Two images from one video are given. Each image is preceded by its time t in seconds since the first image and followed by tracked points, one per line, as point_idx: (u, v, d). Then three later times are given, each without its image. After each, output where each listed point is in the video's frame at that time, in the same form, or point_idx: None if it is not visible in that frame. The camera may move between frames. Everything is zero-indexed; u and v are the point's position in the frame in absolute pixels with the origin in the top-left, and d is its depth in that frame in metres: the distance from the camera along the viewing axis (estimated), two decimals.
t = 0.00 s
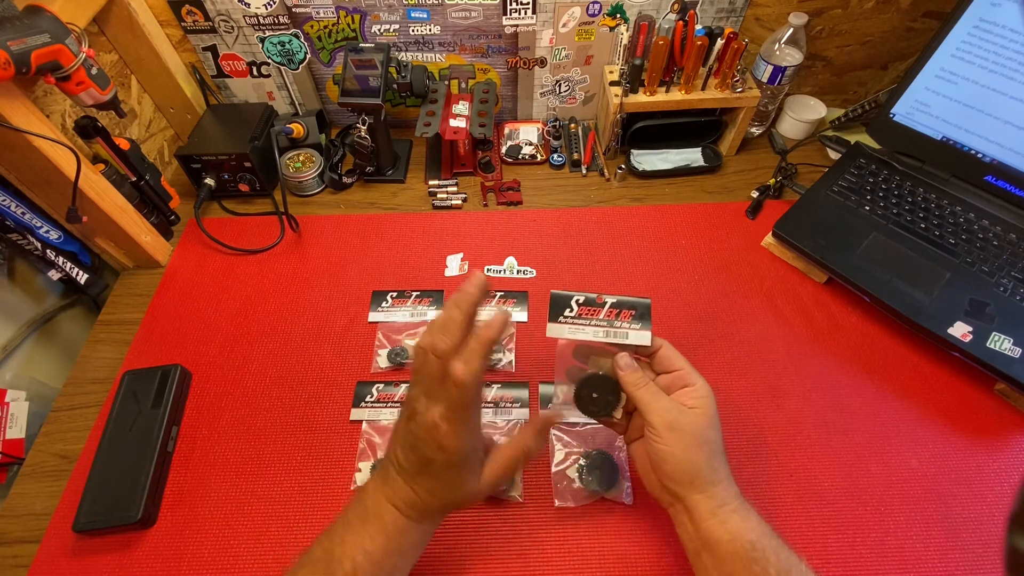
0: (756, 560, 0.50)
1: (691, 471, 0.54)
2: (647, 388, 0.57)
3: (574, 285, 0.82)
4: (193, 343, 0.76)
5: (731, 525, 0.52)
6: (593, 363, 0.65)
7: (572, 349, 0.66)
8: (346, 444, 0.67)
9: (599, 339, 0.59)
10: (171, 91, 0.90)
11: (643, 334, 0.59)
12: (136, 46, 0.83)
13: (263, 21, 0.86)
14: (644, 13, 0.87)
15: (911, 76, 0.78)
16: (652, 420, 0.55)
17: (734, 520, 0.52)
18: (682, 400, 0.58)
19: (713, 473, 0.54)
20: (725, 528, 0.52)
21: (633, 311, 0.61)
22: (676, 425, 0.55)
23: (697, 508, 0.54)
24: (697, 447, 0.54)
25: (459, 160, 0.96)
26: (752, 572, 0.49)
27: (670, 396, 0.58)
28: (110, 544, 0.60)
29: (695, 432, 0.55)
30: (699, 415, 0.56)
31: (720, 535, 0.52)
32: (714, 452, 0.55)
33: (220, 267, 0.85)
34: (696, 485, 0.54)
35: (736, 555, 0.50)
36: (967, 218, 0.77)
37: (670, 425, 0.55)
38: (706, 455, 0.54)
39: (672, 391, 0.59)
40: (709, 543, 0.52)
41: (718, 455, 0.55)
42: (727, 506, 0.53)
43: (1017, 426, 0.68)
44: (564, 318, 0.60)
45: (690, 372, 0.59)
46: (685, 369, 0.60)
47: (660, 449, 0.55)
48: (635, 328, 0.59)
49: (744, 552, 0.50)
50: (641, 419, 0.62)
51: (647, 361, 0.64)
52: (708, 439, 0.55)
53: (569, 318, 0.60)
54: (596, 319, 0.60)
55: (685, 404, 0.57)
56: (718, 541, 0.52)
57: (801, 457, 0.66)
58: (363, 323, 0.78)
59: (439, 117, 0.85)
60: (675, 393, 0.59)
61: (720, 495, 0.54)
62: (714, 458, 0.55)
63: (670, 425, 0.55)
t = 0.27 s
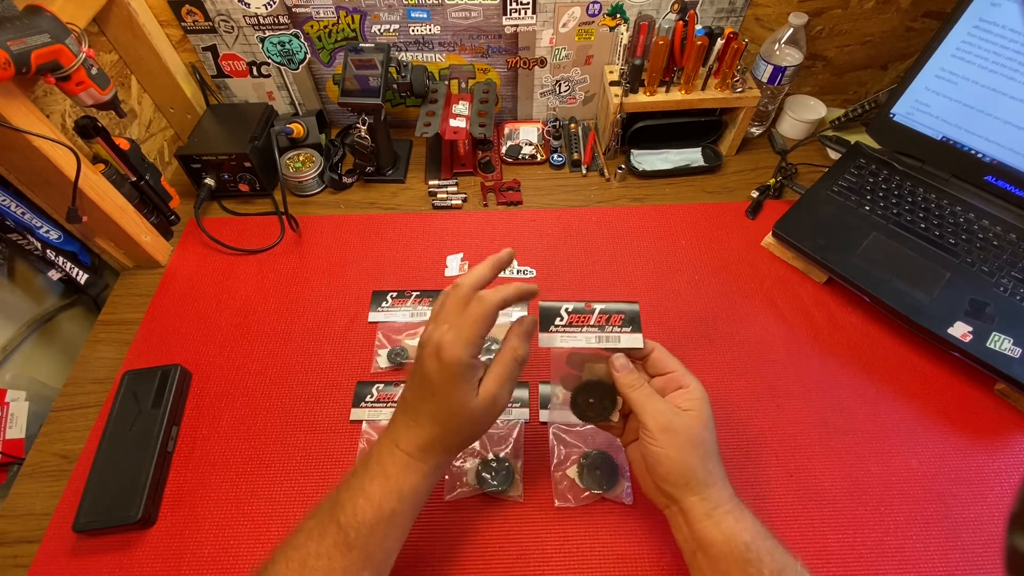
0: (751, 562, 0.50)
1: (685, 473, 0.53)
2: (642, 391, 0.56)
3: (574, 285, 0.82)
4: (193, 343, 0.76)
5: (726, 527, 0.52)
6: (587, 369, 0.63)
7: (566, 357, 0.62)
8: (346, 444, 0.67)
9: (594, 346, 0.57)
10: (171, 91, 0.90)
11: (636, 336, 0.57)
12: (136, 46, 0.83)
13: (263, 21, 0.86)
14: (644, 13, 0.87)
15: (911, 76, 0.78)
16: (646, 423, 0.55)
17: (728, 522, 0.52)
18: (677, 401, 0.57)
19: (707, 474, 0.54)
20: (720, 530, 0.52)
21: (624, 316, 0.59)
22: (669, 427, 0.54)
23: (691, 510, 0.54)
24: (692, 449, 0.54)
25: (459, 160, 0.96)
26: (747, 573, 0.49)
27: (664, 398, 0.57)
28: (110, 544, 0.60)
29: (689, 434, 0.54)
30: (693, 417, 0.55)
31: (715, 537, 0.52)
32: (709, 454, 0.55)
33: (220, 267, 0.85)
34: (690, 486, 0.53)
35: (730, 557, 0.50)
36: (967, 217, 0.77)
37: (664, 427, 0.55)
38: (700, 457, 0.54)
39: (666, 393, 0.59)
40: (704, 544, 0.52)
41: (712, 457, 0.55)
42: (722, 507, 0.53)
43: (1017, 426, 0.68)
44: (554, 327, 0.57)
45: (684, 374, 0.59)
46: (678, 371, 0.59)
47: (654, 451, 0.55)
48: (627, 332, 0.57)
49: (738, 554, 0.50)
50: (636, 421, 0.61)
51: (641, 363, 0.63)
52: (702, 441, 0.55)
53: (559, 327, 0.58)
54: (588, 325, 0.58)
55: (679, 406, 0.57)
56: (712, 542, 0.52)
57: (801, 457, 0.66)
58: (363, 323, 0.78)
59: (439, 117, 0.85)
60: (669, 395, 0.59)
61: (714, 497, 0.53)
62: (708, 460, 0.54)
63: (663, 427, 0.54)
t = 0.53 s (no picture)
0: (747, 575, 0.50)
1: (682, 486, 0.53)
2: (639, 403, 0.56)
3: (574, 285, 0.82)
4: (193, 343, 0.76)
5: (722, 540, 0.52)
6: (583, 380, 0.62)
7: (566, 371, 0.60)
8: (346, 444, 0.67)
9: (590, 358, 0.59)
10: (171, 91, 0.90)
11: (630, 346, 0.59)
12: (136, 46, 0.83)
13: (263, 21, 0.86)
14: (644, 13, 0.87)
15: (911, 76, 0.78)
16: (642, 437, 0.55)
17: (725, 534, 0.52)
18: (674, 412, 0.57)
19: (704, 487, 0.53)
20: (717, 543, 0.52)
21: (618, 331, 0.61)
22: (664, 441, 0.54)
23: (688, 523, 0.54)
24: (687, 462, 0.53)
25: (458, 160, 0.96)
26: None
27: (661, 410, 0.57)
28: (109, 544, 0.60)
29: (685, 448, 0.54)
30: (690, 430, 0.55)
31: (711, 550, 0.51)
32: (706, 467, 0.54)
33: (220, 267, 0.85)
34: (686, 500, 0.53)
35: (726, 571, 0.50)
36: (967, 218, 0.77)
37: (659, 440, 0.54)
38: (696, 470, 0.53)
39: (663, 403, 0.59)
40: (701, 557, 0.52)
41: (709, 469, 0.54)
42: (719, 520, 0.53)
43: (1017, 426, 0.68)
44: (546, 348, 0.60)
45: (680, 385, 0.58)
46: (674, 381, 0.59)
47: (650, 465, 0.55)
48: (622, 343, 0.59)
49: (734, 567, 0.50)
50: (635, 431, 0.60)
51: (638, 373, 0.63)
52: (699, 454, 0.54)
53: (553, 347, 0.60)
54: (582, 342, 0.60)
55: (676, 418, 0.56)
56: (709, 554, 0.52)
57: (801, 457, 0.66)
58: (363, 323, 0.78)
59: (439, 117, 0.85)
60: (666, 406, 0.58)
61: (711, 509, 0.53)
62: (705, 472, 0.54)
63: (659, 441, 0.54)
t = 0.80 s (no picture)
0: None
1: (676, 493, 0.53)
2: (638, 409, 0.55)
3: (574, 285, 0.82)
4: (193, 343, 0.76)
5: (714, 546, 0.52)
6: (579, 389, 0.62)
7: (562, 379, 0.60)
8: (346, 444, 0.67)
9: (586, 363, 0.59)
10: (171, 91, 0.90)
11: (626, 349, 0.59)
12: (136, 46, 0.83)
13: (263, 21, 0.86)
14: (644, 13, 0.87)
15: (911, 76, 0.78)
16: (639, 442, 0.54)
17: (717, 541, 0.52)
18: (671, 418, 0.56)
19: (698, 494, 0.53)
20: (709, 549, 0.52)
21: (612, 331, 0.61)
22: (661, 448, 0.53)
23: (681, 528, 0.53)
24: (683, 469, 0.53)
25: (458, 160, 0.96)
26: None
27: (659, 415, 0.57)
28: (109, 544, 0.60)
29: (681, 455, 0.53)
30: (687, 437, 0.54)
31: (703, 555, 0.51)
32: (701, 473, 0.54)
33: (220, 267, 0.85)
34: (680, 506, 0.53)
35: None
36: (967, 218, 0.77)
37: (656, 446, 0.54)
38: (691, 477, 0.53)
39: (661, 408, 0.58)
40: (693, 562, 0.52)
41: (705, 476, 0.54)
42: (712, 526, 0.53)
43: (1017, 426, 0.68)
44: (541, 353, 0.60)
45: (678, 390, 0.58)
46: (671, 386, 0.58)
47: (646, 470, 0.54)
48: (617, 346, 0.59)
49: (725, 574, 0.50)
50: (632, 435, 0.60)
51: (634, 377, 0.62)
52: (695, 462, 0.53)
53: (548, 353, 0.60)
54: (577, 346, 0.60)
55: (673, 423, 0.56)
56: (701, 560, 0.52)
57: (801, 457, 0.66)
58: (363, 323, 0.78)
59: (438, 117, 0.85)
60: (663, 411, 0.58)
61: (705, 516, 0.53)
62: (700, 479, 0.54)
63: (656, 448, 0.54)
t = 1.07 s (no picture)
0: None
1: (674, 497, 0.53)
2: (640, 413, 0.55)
3: (574, 285, 0.82)
4: (193, 343, 0.76)
5: (711, 550, 0.52)
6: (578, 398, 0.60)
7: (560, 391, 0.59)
8: (346, 444, 0.67)
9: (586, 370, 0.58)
10: (171, 91, 0.90)
11: (625, 354, 0.58)
12: (136, 46, 0.83)
13: (263, 21, 0.86)
14: (644, 13, 0.87)
15: (911, 76, 0.78)
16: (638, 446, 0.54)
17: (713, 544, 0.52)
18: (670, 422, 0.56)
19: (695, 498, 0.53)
20: (705, 553, 0.52)
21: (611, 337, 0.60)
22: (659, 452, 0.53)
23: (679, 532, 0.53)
24: (681, 473, 0.53)
25: (458, 160, 0.96)
26: None
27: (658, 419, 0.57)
28: (109, 544, 0.60)
29: (679, 459, 0.53)
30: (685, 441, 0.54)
31: (700, 559, 0.51)
32: (699, 477, 0.54)
33: (220, 267, 0.85)
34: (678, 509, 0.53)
35: None
36: (967, 218, 0.77)
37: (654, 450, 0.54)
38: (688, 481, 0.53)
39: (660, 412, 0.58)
40: (690, 565, 0.52)
41: (702, 480, 0.54)
42: (709, 530, 0.53)
43: (1017, 426, 0.68)
44: (539, 361, 0.59)
45: (677, 394, 0.58)
46: (671, 390, 0.58)
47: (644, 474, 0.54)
48: (617, 351, 0.58)
49: None
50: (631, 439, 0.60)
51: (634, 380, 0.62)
52: (694, 466, 0.53)
53: (546, 361, 0.59)
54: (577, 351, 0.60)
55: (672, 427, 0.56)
56: (698, 564, 0.52)
57: (801, 457, 0.66)
58: (363, 323, 0.78)
59: (438, 117, 0.85)
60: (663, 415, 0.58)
61: (702, 520, 0.53)
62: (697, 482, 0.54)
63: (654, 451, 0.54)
